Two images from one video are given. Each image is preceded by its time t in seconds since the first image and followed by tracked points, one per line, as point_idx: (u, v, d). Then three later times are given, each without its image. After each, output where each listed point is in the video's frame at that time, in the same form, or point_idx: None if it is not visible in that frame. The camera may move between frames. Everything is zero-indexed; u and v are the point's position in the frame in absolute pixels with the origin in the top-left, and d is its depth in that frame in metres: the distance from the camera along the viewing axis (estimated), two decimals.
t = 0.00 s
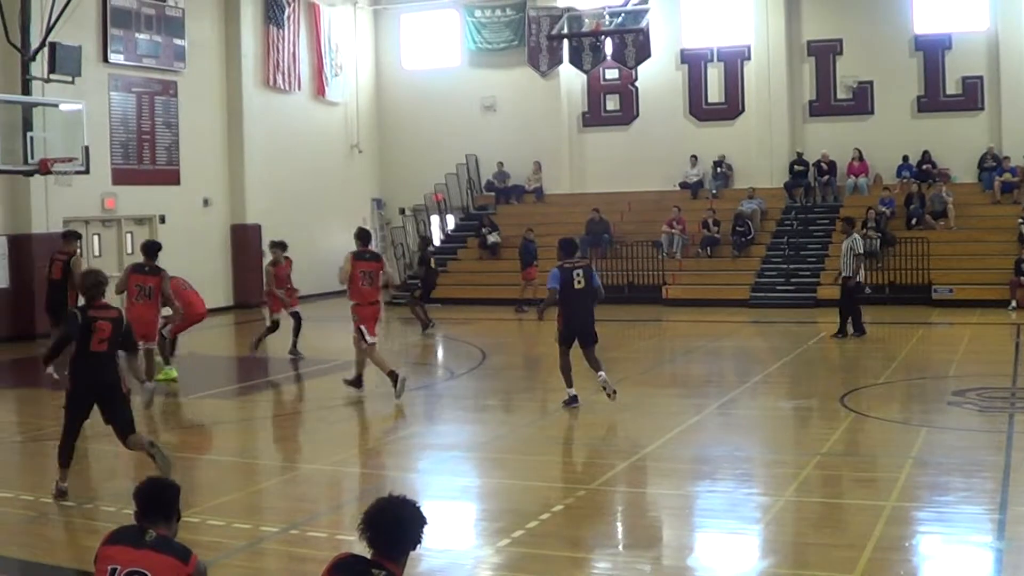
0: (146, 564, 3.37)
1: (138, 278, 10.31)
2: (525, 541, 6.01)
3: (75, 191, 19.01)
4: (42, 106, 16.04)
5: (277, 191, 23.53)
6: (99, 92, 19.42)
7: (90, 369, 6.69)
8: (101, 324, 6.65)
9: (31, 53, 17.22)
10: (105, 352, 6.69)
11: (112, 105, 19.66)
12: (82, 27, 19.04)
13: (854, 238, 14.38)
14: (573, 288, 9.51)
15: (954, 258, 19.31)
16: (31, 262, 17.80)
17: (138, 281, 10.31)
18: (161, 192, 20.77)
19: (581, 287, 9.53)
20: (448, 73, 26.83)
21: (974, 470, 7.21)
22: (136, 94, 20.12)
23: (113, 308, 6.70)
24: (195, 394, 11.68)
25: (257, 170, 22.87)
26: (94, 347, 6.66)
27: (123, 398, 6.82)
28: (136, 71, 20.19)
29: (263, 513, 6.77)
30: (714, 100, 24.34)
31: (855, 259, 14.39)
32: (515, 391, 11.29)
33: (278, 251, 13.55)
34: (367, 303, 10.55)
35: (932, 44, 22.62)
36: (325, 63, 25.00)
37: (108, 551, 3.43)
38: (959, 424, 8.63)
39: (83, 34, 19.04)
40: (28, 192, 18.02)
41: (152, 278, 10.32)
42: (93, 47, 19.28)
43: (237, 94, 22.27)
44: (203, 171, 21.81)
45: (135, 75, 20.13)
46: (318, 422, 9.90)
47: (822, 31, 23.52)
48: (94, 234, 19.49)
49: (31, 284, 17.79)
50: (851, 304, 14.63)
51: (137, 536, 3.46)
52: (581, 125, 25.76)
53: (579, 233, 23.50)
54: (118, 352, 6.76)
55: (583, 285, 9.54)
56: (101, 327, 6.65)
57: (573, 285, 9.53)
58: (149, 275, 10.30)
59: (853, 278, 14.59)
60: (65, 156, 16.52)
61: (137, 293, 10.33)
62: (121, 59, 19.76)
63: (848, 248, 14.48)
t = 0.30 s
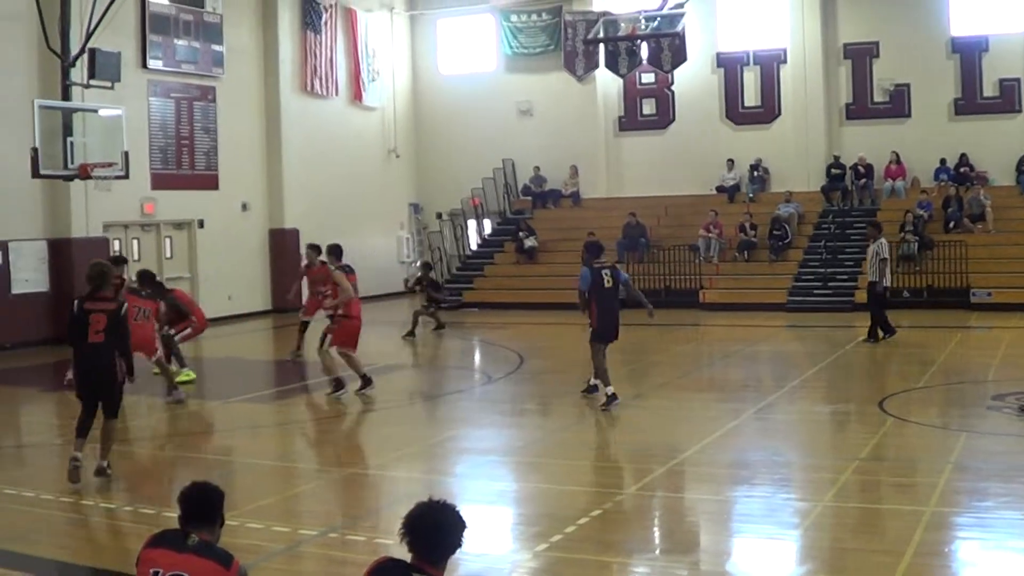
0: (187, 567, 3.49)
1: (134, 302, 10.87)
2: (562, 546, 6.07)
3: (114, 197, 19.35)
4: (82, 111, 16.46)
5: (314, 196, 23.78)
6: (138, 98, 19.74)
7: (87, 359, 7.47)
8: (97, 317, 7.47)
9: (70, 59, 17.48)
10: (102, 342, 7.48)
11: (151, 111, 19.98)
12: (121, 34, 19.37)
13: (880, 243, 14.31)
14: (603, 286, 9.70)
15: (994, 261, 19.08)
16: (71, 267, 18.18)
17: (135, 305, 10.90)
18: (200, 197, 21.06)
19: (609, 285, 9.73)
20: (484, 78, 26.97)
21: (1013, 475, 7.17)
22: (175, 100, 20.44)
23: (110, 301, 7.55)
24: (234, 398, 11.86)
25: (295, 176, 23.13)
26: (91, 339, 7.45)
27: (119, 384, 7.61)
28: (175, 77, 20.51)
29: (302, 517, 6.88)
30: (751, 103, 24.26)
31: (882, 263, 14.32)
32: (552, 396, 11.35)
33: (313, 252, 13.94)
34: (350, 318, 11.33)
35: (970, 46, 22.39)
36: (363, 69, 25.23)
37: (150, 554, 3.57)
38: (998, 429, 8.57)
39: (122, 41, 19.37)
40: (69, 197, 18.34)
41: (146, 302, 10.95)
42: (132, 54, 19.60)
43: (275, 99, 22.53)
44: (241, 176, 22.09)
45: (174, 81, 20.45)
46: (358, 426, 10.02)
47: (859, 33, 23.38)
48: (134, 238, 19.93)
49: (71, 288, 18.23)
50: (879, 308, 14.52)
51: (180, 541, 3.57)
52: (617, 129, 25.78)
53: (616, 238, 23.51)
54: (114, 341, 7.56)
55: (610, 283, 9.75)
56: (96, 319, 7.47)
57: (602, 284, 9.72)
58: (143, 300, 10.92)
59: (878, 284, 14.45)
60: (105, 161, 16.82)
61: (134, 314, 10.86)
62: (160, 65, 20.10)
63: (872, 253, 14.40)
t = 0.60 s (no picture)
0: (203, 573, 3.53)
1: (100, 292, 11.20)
2: (577, 552, 6.10)
3: (133, 202, 19.52)
4: (100, 117, 16.63)
5: (331, 202, 23.90)
6: (156, 104, 19.89)
7: (78, 380, 7.82)
8: (91, 343, 7.78)
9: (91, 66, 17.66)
10: (93, 367, 7.80)
11: (169, 116, 20.15)
12: (140, 40, 19.53)
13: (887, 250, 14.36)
14: (630, 295, 10.28)
15: (1012, 269, 18.97)
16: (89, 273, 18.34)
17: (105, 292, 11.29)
18: (218, 203, 21.21)
19: (634, 294, 10.33)
20: (501, 85, 27.06)
21: None
22: (194, 106, 20.60)
23: (106, 328, 7.82)
24: (251, 403, 11.94)
25: (313, 182, 23.26)
26: (84, 362, 7.80)
27: (111, 405, 7.94)
28: (194, 83, 20.67)
29: (318, 522, 6.95)
30: (769, 111, 24.23)
31: (895, 270, 14.30)
32: (568, 402, 11.39)
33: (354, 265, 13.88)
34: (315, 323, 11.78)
35: (988, 53, 22.33)
36: (381, 75, 25.37)
37: (168, 559, 3.61)
38: (1014, 437, 8.55)
39: (141, 46, 19.53)
40: (86, 202, 18.51)
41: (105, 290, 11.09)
42: (151, 60, 19.77)
43: (293, 105, 22.68)
44: (259, 182, 22.23)
45: (192, 87, 20.62)
46: (374, 432, 10.08)
47: (877, 41, 23.34)
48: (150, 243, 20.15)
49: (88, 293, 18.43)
50: (894, 315, 14.49)
51: (198, 546, 3.62)
52: (635, 136, 25.78)
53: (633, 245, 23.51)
54: (108, 367, 7.86)
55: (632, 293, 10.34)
56: (91, 345, 7.78)
57: (628, 294, 10.30)
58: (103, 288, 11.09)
59: (891, 289, 14.44)
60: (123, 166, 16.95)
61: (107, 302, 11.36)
62: (179, 71, 20.26)
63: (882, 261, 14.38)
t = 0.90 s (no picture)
0: None
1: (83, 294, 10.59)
2: (576, 559, 6.09)
3: (133, 208, 19.52)
4: (100, 122, 16.64)
5: (330, 207, 23.90)
6: (156, 109, 19.90)
7: (78, 360, 7.83)
8: (93, 323, 7.83)
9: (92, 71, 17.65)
10: (93, 347, 7.81)
11: (169, 122, 20.15)
12: (140, 45, 19.54)
13: (886, 259, 14.41)
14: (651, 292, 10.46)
15: (1011, 276, 18.99)
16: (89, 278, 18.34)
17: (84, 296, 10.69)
18: (217, 209, 21.20)
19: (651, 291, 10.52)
20: (501, 91, 27.10)
21: None
22: (193, 111, 20.62)
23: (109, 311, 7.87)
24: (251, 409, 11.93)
25: (313, 188, 23.26)
26: (85, 343, 7.82)
27: (111, 385, 7.93)
28: (193, 89, 20.69)
29: (317, 528, 6.93)
30: (768, 117, 24.26)
31: (893, 277, 14.34)
32: (566, 409, 11.37)
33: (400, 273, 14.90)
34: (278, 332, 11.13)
35: (988, 60, 22.35)
36: (381, 81, 25.40)
37: (168, 564, 3.58)
38: (1013, 445, 8.54)
39: (141, 51, 19.55)
40: (85, 207, 18.51)
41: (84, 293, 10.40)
42: (151, 65, 19.78)
43: (292, 110, 22.69)
44: (258, 188, 22.24)
45: (192, 92, 20.64)
46: (373, 438, 10.06)
47: (877, 47, 23.37)
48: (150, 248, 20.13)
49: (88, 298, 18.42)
50: (893, 323, 14.48)
51: (198, 552, 3.61)
52: (634, 143, 25.74)
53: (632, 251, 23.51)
54: (109, 350, 7.88)
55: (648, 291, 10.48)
56: (93, 326, 7.82)
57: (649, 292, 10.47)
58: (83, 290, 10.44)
59: (890, 296, 14.43)
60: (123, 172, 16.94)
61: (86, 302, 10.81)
62: (179, 77, 20.28)
63: (882, 268, 14.41)
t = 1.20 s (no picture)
0: None
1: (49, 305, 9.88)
2: (550, 564, 6.04)
3: (106, 212, 19.32)
4: (74, 126, 16.46)
5: (306, 212, 23.77)
6: (130, 113, 19.74)
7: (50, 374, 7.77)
8: (67, 338, 7.77)
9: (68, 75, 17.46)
10: (65, 361, 7.73)
11: (143, 126, 19.97)
12: (114, 49, 19.37)
13: (858, 263, 14.49)
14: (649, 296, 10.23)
15: (984, 282, 19.15)
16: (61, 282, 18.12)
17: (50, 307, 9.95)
18: (191, 213, 21.02)
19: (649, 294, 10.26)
20: (478, 95, 27.07)
21: (1000, 494, 7.17)
22: (168, 115, 20.45)
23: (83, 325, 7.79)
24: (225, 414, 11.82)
25: (287, 192, 23.12)
26: (58, 357, 7.75)
27: (82, 399, 7.84)
28: (168, 93, 20.52)
29: (291, 533, 6.86)
30: (743, 123, 24.35)
31: (868, 282, 14.41)
32: (542, 413, 11.34)
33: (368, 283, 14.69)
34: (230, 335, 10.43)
35: (962, 67, 22.55)
36: (357, 86, 25.31)
37: (139, 571, 3.51)
38: (985, 448, 8.58)
39: (114, 55, 19.38)
40: (58, 210, 18.30)
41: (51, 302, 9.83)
42: (125, 69, 19.61)
43: (267, 114, 22.55)
44: (233, 192, 22.08)
45: (167, 96, 20.47)
46: (346, 443, 9.98)
47: (852, 54, 23.53)
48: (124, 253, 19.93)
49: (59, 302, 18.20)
50: (867, 327, 14.55)
51: (171, 558, 3.54)
52: (610, 148, 25.77)
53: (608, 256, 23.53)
54: (82, 364, 7.78)
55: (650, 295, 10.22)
56: (67, 340, 7.77)
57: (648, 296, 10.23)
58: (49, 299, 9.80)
59: (865, 301, 14.49)
60: (96, 176, 16.79)
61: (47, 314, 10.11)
62: (154, 81, 20.12)
63: (857, 272, 14.47)
